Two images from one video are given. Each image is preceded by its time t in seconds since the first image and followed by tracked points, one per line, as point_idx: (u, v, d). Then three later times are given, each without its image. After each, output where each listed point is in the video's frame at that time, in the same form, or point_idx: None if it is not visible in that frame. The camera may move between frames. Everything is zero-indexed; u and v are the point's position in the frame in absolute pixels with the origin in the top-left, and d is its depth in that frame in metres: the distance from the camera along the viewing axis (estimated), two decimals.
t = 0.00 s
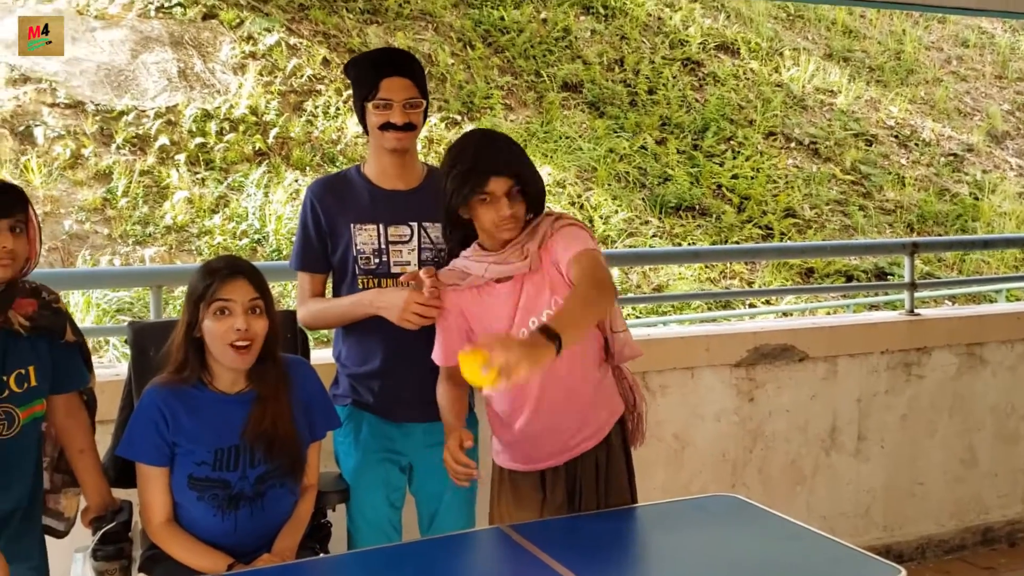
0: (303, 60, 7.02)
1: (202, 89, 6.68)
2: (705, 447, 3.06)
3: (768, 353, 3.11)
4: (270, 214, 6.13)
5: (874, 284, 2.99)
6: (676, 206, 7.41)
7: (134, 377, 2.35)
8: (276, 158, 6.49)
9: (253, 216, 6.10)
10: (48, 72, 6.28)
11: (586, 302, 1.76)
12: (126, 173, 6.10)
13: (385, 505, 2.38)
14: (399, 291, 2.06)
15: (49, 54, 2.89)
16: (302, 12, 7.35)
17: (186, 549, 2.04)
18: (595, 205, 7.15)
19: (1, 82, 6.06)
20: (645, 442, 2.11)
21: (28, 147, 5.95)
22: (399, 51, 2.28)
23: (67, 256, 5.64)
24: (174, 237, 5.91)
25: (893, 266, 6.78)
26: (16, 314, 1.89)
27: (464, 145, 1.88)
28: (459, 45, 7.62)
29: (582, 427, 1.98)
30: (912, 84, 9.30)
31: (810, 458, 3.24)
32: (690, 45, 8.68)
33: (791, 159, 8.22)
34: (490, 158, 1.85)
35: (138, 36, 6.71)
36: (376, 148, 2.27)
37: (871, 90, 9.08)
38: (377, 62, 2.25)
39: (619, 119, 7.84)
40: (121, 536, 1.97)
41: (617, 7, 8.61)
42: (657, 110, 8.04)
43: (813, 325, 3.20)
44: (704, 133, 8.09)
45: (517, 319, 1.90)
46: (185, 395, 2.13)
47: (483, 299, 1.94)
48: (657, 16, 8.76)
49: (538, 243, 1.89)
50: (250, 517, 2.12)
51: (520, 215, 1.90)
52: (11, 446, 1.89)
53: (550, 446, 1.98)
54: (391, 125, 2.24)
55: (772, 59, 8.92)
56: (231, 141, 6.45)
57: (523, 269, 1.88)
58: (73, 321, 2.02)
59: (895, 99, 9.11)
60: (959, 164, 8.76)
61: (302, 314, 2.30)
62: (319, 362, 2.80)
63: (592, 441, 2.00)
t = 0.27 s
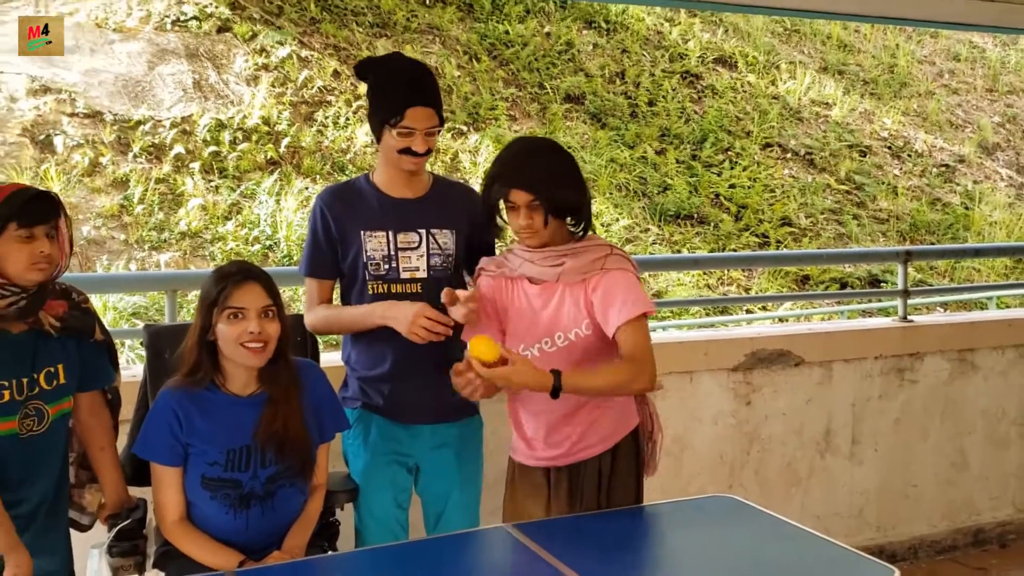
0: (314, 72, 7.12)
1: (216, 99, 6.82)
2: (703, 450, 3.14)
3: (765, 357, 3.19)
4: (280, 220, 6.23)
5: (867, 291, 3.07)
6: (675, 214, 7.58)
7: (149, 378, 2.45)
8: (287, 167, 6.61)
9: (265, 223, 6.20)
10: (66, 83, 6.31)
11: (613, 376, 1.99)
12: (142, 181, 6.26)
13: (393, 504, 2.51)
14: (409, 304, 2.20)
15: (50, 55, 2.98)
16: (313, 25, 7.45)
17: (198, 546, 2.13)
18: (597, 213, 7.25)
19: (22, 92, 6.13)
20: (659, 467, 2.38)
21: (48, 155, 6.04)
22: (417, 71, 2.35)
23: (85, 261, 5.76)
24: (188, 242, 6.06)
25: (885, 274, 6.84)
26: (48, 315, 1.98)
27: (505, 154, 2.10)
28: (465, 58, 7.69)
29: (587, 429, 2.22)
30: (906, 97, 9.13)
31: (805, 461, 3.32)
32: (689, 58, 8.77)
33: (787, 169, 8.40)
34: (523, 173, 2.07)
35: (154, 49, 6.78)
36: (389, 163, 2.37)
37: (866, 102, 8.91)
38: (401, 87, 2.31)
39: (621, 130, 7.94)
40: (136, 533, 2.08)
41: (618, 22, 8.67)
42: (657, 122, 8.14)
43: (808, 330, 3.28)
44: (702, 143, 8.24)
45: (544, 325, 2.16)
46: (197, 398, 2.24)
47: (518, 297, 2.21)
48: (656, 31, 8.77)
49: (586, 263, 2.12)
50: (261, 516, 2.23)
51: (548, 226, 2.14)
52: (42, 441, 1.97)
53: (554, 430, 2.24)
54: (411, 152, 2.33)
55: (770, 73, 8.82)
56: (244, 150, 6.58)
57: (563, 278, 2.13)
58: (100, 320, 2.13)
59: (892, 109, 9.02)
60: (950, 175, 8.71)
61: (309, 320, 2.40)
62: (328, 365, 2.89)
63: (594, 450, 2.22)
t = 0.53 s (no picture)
0: (323, 79, 7.26)
1: (228, 105, 6.93)
2: (696, 448, 3.24)
3: (758, 358, 3.28)
4: (291, 223, 6.33)
5: (856, 295, 3.16)
6: (672, 219, 7.68)
7: (163, 375, 2.57)
8: (297, 171, 6.72)
9: (275, 224, 6.32)
10: (83, 89, 6.56)
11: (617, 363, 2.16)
12: (156, 184, 6.34)
13: (396, 499, 2.63)
14: (403, 322, 2.33)
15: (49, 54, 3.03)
16: (322, 34, 7.54)
17: (207, 539, 2.26)
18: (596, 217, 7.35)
19: (41, 97, 6.32)
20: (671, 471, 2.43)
21: (65, 158, 6.21)
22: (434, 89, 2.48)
23: (103, 262, 5.85)
24: (200, 244, 6.14)
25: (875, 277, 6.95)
26: (72, 313, 2.07)
27: (545, 145, 2.30)
28: (469, 67, 7.83)
29: (600, 422, 2.35)
30: (894, 107, 9.37)
31: (796, 458, 3.42)
32: (685, 68, 8.84)
33: (780, 176, 8.45)
34: (562, 160, 2.27)
35: (168, 56, 6.95)
36: (406, 174, 2.50)
37: (855, 111, 9.17)
38: (422, 104, 2.44)
39: (620, 137, 8.06)
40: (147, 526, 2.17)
41: (617, 31, 8.77)
42: (654, 129, 8.24)
43: (800, 332, 3.38)
44: (699, 150, 8.35)
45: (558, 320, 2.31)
46: (206, 396, 2.33)
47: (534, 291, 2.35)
48: (654, 40, 8.91)
49: (599, 261, 2.26)
50: (269, 509, 2.34)
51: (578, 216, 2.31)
52: (61, 434, 2.06)
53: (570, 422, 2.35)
54: (429, 166, 2.46)
55: (763, 82, 8.97)
56: (255, 155, 6.69)
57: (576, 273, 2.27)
58: (123, 320, 2.23)
59: (879, 119, 9.24)
60: (938, 182, 8.96)
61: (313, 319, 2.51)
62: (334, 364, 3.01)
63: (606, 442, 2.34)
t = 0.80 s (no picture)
0: (323, 79, 7.25)
1: (228, 105, 6.90)
2: (694, 447, 3.24)
3: (756, 359, 3.28)
4: (289, 223, 6.32)
5: (855, 297, 3.17)
6: (671, 219, 7.63)
7: (160, 377, 2.58)
8: (296, 170, 6.71)
9: (274, 224, 6.31)
10: (83, 88, 6.57)
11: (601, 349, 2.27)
12: (155, 183, 6.32)
13: (397, 500, 2.67)
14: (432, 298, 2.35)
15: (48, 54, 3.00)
16: (322, 34, 7.55)
17: (205, 539, 2.28)
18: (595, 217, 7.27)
19: (41, 96, 6.34)
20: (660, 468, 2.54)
21: (65, 158, 6.20)
22: (448, 93, 2.59)
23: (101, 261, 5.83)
24: (200, 243, 6.12)
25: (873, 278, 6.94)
26: (65, 313, 2.09)
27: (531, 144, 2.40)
28: (468, 67, 7.82)
29: (592, 419, 2.39)
30: (894, 107, 9.46)
31: (794, 460, 3.42)
32: (684, 69, 8.87)
33: (778, 176, 8.41)
34: (550, 156, 2.38)
35: (168, 56, 6.96)
36: (418, 175, 2.59)
37: (854, 112, 9.28)
38: (437, 108, 2.54)
39: (618, 138, 8.01)
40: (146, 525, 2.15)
41: (617, 32, 8.78)
42: (653, 130, 8.24)
43: (799, 333, 3.38)
44: (697, 151, 8.28)
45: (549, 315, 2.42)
46: (204, 397, 2.36)
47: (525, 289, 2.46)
48: (653, 41, 8.95)
49: (590, 253, 2.36)
50: (268, 510, 2.38)
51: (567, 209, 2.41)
52: (53, 434, 2.05)
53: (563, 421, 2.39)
54: (442, 168, 2.56)
55: (762, 83, 9.09)
56: (254, 154, 6.66)
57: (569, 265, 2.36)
58: (116, 322, 2.24)
59: (876, 122, 9.24)
60: (936, 183, 8.94)
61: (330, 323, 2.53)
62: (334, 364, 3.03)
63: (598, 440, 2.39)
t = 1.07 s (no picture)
0: (318, 77, 7.26)
1: (223, 103, 6.91)
2: (692, 447, 3.24)
3: (753, 358, 3.28)
4: (285, 221, 6.33)
5: (851, 297, 3.17)
6: (667, 218, 7.61)
7: (156, 376, 2.59)
8: (291, 168, 6.71)
9: (269, 223, 6.32)
10: (79, 86, 6.53)
11: (574, 343, 2.47)
12: (150, 182, 6.31)
13: (395, 500, 2.67)
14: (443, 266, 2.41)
15: (48, 52, 3.06)
16: (319, 32, 7.57)
17: (200, 540, 2.28)
18: (592, 216, 7.36)
19: (35, 94, 6.32)
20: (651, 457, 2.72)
21: (60, 155, 6.18)
22: (453, 92, 2.63)
23: (93, 260, 5.83)
24: (195, 241, 6.12)
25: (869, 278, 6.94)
26: (52, 315, 2.08)
27: (514, 145, 2.58)
28: (465, 65, 7.85)
29: (583, 419, 2.57)
30: (890, 107, 9.49)
31: (791, 460, 3.41)
32: (681, 67, 8.88)
33: (775, 176, 8.41)
34: (531, 156, 2.55)
35: (164, 53, 6.96)
36: (421, 172, 2.62)
37: (851, 111, 9.32)
38: (443, 106, 2.59)
39: (614, 136, 7.99)
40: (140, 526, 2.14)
41: (614, 30, 8.82)
42: (649, 129, 8.23)
43: (796, 332, 3.37)
44: (693, 150, 8.28)
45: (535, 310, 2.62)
46: (200, 397, 2.38)
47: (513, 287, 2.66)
48: (650, 40, 8.99)
49: (569, 249, 2.56)
50: (264, 510, 2.39)
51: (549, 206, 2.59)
52: (39, 437, 2.05)
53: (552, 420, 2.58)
54: (446, 165, 2.60)
55: (759, 82, 9.12)
56: (249, 152, 6.66)
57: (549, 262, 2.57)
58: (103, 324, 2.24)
59: (872, 121, 9.30)
60: (933, 182, 8.94)
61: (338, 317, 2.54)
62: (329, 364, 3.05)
63: (587, 438, 2.57)
